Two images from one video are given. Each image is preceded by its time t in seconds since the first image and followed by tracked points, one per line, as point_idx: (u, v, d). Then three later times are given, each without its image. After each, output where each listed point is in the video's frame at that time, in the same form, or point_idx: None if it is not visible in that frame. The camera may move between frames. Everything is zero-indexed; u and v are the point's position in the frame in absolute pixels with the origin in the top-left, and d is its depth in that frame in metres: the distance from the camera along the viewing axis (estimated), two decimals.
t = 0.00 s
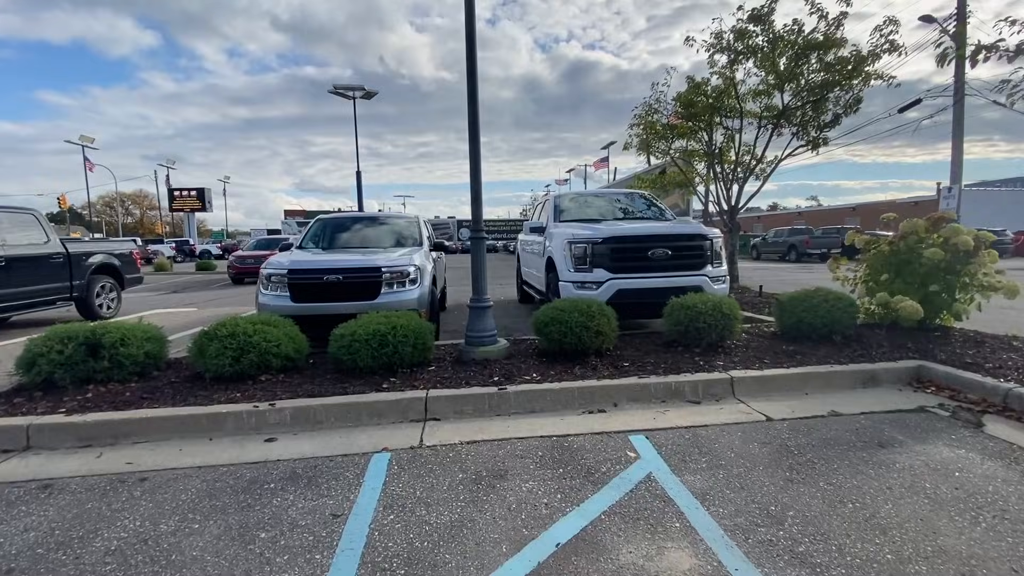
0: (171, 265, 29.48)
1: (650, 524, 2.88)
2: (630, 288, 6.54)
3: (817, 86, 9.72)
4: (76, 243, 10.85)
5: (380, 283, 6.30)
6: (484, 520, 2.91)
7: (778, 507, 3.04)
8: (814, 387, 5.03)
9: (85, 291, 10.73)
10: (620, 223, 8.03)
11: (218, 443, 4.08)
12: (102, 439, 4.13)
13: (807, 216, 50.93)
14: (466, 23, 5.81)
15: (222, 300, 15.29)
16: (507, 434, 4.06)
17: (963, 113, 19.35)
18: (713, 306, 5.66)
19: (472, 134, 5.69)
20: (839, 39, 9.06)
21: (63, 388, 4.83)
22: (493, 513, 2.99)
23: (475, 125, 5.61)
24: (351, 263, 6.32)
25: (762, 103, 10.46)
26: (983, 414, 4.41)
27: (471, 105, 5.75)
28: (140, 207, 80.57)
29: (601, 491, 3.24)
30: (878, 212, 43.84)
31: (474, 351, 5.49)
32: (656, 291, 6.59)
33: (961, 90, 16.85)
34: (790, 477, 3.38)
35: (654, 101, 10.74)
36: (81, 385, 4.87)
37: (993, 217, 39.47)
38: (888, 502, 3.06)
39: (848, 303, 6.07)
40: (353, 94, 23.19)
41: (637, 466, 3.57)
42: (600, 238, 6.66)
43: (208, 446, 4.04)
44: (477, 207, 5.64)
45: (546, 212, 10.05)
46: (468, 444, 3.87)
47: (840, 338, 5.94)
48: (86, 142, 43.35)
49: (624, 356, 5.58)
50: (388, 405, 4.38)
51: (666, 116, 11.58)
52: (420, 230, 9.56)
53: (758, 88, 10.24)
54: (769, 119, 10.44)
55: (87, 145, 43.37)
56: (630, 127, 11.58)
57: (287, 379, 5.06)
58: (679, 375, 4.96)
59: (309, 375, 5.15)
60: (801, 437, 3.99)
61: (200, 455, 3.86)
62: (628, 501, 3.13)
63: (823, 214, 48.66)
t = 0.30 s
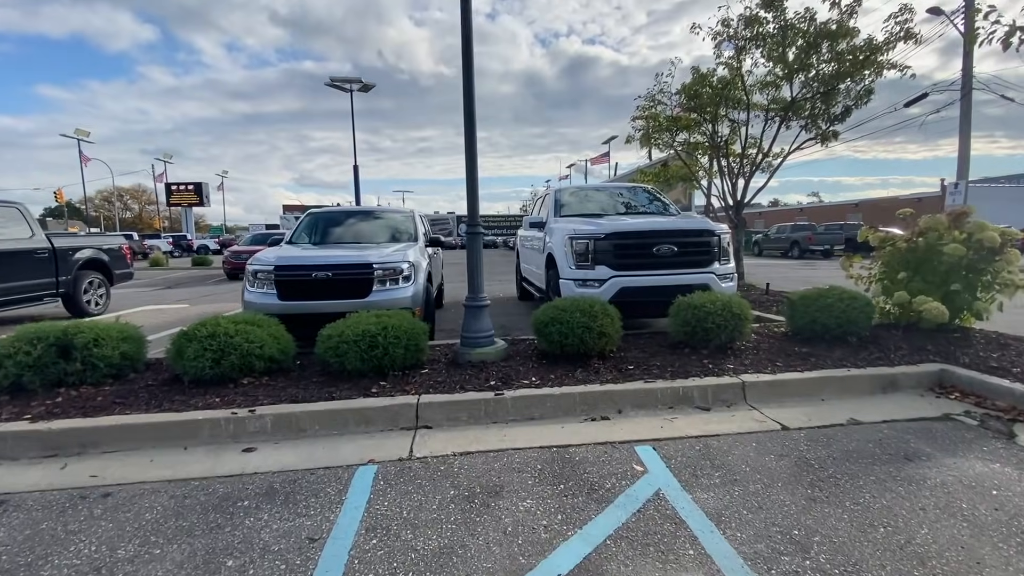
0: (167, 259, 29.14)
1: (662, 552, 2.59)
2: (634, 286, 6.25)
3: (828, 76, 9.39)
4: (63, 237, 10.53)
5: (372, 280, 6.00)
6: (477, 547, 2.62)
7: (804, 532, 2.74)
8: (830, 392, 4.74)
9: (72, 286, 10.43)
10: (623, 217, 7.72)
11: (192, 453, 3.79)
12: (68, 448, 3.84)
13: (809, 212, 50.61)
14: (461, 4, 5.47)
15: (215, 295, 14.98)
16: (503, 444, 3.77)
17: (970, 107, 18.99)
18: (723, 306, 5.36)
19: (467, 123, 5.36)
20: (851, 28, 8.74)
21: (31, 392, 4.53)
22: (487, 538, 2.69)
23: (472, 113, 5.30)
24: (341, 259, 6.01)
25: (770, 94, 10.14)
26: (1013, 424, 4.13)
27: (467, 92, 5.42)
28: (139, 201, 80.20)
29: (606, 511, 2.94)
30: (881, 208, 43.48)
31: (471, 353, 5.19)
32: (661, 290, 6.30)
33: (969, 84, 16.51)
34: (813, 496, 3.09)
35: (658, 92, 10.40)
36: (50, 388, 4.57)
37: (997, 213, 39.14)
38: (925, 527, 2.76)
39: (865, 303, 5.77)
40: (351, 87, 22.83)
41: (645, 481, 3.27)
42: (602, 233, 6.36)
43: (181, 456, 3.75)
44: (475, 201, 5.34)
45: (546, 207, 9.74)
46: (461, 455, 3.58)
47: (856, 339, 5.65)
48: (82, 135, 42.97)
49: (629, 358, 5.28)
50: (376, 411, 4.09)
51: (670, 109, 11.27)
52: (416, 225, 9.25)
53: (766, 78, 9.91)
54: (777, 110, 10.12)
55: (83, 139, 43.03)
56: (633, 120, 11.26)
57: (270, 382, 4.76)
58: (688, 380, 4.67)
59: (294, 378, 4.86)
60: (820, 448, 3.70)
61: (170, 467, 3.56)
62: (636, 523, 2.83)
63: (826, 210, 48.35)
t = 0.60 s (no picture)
0: (162, 255, 28.85)
1: None
2: (634, 287, 5.96)
3: (836, 69, 9.08)
4: (47, 231, 10.23)
5: (359, 280, 5.71)
6: None
7: (823, 566, 2.46)
8: (842, 401, 4.47)
9: (56, 283, 10.13)
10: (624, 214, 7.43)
11: (158, 468, 3.51)
12: (24, 462, 3.56)
13: (810, 210, 50.27)
14: None
15: (207, 292, 14.68)
16: (494, 459, 3.49)
17: (975, 103, 18.67)
18: (729, 308, 5.08)
19: (459, 113, 5.06)
20: (860, 19, 8.44)
21: None
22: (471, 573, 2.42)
23: (465, 104, 5.00)
24: (327, 257, 5.72)
25: (775, 88, 9.84)
26: None
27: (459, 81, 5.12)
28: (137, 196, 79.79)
29: (604, 539, 2.66)
30: (882, 206, 43.16)
31: (462, 357, 4.90)
32: (664, 290, 6.01)
33: (975, 80, 16.20)
34: (831, 522, 2.81)
35: (660, 86, 10.10)
36: (13, 395, 4.29)
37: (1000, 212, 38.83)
38: (957, 561, 2.49)
39: (878, 306, 5.48)
40: (348, 81, 22.50)
41: (646, 503, 3.00)
42: (602, 231, 6.06)
43: (145, 471, 3.47)
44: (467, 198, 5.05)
45: (544, 204, 9.44)
46: (447, 472, 3.30)
47: (868, 344, 5.36)
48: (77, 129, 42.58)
49: (629, 363, 5.00)
50: (358, 422, 3.81)
51: (672, 103, 10.97)
52: (409, 221, 8.96)
53: (771, 71, 9.60)
54: (782, 104, 9.82)
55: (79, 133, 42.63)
56: (634, 114, 10.96)
57: (248, 389, 4.48)
58: (692, 388, 4.39)
59: (274, 384, 4.58)
60: (836, 466, 3.42)
61: (131, 485, 3.28)
62: (637, 554, 2.55)
63: (827, 208, 48.04)
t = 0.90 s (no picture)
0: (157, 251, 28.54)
1: None
2: (637, 288, 5.70)
3: (843, 64, 8.81)
4: (32, 227, 9.95)
5: (349, 280, 5.45)
6: None
7: None
8: (858, 412, 4.22)
9: (40, 280, 9.86)
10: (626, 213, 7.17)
11: (125, 485, 3.25)
12: None
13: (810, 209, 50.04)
14: None
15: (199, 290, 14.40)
16: (487, 477, 3.24)
17: (979, 103, 18.43)
18: (737, 313, 4.82)
19: (453, 105, 4.78)
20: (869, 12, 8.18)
21: None
22: None
23: (459, 95, 4.73)
24: (315, 256, 5.45)
25: (781, 83, 9.57)
26: None
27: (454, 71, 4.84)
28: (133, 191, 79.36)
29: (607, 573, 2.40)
30: (882, 205, 42.93)
31: (455, 363, 4.64)
32: (667, 292, 5.75)
33: (980, 78, 15.97)
34: (855, 554, 2.56)
35: (662, 81, 9.83)
36: None
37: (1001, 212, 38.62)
38: None
39: (892, 310, 5.23)
40: (344, 76, 22.18)
41: (652, 529, 2.74)
42: (603, 230, 5.80)
43: (110, 489, 3.20)
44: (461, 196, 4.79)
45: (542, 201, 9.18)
46: (436, 492, 3.05)
47: (881, 350, 5.11)
48: (72, 123, 42.19)
49: (632, 370, 4.74)
50: (342, 434, 3.55)
51: (674, 98, 10.70)
52: (404, 218, 8.68)
53: (776, 66, 9.34)
54: (787, 100, 9.55)
55: (73, 127, 42.23)
56: (635, 110, 10.69)
57: (227, 396, 4.21)
58: (699, 397, 4.14)
59: (256, 391, 4.31)
60: (855, 486, 3.18)
61: (93, 505, 3.02)
62: None
63: (827, 207, 47.82)
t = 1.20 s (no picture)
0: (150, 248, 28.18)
1: None
2: (643, 291, 5.43)
3: (853, 59, 8.54)
4: (14, 224, 9.62)
5: (339, 281, 5.16)
6: None
7: None
8: (881, 426, 3.95)
9: (23, 278, 9.54)
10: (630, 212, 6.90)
11: (88, 507, 2.96)
12: None
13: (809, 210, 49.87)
14: None
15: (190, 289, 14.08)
16: (485, 499, 2.96)
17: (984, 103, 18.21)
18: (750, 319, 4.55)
19: (450, 96, 4.49)
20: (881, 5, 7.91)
21: None
22: None
23: (456, 86, 4.43)
24: (304, 255, 5.16)
25: (788, 79, 9.30)
26: None
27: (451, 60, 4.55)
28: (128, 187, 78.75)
29: None
30: (881, 206, 42.77)
31: (452, 371, 4.36)
32: (675, 296, 5.48)
33: (986, 78, 15.73)
34: None
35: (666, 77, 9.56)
36: None
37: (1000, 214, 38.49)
38: None
39: (912, 317, 4.96)
40: (340, 71, 21.82)
41: (669, 562, 2.47)
42: (607, 230, 5.52)
43: (71, 512, 2.91)
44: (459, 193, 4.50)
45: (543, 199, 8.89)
46: (430, 519, 2.77)
47: (901, 358, 4.85)
48: (65, 119, 41.72)
49: (639, 378, 4.47)
50: (328, 451, 3.26)
51: (678, 95, 10.43)
52: (399, 216, 8.39)
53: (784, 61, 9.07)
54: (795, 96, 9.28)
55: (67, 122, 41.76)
56: (638, 107, 10.42)
57: (206, 406, 3.92)
58: (712, 410, 3.86)
59: (238, 401, 4.02)
60: (888, 512, 2.91)
61: (51, 531, 2.73)
62: None
63: (826, 208, 47.66)
